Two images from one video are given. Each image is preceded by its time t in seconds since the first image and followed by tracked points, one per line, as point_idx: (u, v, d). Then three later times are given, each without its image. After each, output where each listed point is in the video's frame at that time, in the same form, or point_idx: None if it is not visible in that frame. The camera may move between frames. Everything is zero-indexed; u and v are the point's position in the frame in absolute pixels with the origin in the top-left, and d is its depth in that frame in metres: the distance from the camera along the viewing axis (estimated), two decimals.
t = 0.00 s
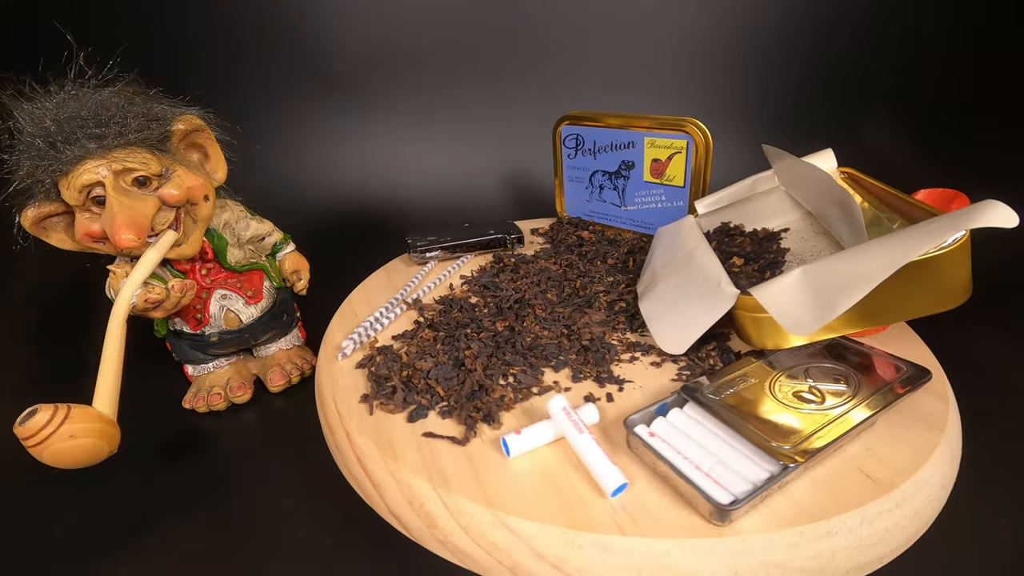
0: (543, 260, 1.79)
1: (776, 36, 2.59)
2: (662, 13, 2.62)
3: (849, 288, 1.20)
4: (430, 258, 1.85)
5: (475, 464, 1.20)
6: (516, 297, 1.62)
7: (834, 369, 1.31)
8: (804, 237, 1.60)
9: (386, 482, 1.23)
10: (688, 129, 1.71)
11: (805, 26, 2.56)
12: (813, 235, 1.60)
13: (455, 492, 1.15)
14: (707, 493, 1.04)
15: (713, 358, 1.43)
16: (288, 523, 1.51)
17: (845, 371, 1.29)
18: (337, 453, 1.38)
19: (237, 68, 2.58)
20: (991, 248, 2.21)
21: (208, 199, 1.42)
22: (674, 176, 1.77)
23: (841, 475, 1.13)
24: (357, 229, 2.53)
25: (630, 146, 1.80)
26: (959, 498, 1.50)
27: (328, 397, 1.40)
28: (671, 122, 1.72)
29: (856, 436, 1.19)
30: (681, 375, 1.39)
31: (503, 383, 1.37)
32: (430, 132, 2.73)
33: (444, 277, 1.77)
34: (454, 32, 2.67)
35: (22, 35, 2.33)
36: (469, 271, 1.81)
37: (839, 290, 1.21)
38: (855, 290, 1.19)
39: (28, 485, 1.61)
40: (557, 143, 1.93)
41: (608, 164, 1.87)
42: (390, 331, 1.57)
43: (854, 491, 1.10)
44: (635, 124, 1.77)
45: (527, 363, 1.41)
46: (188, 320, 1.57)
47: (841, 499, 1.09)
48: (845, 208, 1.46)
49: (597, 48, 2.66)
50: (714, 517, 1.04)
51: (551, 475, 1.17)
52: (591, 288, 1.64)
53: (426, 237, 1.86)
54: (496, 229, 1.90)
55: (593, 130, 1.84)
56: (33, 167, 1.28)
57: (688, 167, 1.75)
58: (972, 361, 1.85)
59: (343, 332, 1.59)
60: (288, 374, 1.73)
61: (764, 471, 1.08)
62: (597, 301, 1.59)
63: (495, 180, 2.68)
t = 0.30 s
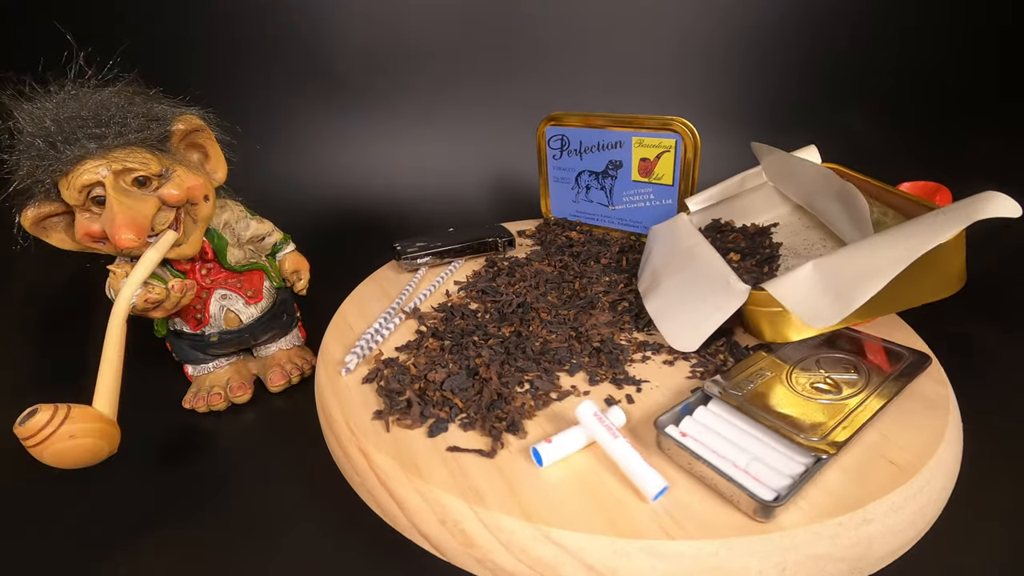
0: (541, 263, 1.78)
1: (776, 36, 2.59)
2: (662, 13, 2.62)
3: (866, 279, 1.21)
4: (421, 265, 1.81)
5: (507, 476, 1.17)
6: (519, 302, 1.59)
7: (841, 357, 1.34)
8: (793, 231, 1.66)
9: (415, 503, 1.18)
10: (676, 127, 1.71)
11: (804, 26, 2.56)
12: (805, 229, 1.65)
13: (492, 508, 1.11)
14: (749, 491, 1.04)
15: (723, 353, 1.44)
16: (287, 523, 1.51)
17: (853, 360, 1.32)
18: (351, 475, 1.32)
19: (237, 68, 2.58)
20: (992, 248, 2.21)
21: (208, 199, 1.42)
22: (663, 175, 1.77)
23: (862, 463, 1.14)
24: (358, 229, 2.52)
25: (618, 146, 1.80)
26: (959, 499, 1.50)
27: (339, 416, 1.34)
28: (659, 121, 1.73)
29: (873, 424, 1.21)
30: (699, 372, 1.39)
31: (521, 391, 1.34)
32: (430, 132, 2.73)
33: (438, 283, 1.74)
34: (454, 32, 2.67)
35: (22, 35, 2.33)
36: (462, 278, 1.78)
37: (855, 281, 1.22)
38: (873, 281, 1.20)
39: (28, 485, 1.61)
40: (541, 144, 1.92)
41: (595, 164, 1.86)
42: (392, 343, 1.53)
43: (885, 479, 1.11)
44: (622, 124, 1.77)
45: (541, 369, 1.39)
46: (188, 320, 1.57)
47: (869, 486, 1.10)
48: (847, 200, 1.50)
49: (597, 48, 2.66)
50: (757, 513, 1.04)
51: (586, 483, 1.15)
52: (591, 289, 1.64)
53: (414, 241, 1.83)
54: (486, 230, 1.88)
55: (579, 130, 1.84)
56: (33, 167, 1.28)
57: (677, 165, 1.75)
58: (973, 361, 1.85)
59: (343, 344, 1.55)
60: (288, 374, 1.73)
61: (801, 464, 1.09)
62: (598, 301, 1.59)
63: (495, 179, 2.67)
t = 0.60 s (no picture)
0: (536, 265, 1.77)
1: (776, 36, 2.59)
2: (662, 13, 2.62)
3: (882, 269, 1.23)
4: (412, 272, 1.78)
5: (543, 486, 1.14)
6: (523, 308, 1.58)
7: (847, 347, 1.34)
8: (783, 226, 1.68)
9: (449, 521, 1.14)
10: (664, 126, 1.71)
11: (805, 25, 2.55)
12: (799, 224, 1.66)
13: (533, 522, 1.08)
14: (789, 485, 1.04)
15: (731, 350, 1.43)
16: (286, 524, 1.51)
17: (860, 350, 1.33)
18: (371, 496, 1.27)
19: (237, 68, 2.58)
20: (992, 248, 2.20)
21: (208, 199, 1.42)
22: (652, 173, 1.77)
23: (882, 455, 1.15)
24: (358, 229, 2.52)
25: (605, 146, 1.79)
26: (959, 500, 1.50)
27: (354, 434, 1.30)
28: (646, 120, 1.72)
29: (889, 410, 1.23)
30: (710, 369, 1.39)
31: (541, 397, 1.32)
32: (430, 132, 2.73)
33: (433, 290, 1.71)
34: (454, 32, 2.67)
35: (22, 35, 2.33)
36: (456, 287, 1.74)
37: (871, 271, 1.24)
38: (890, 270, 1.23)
39: (28, 485, 1.61)
40: (526, 146, 1.92)
41: (582, 164, 1.86)
42: (397, 355, 1.49)
43: (907, 466, 1.13)
44: (608, 123, 1.77)
45: (557, 373, 1.37)
46: (188, 320, 1.57)
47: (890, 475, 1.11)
48: (840, 189, 1.49)
49: (597, 47, 2.66)
50: (800, 506, 1.04)
51: (623, 488, 1.13)
52: (591, 290, 1.63)
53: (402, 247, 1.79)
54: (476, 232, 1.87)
55: (564, 131, 1.83)
56: (33, 167, 1.28)
57: (665, 163, 1.74)
58: (974, 362, 1.85)
59: (345, 358, 1.51)
60: (288, 374, 1.73)
61: (833, 455, 1.09)
62: (599, 302, 1.59)
63: (494, 179, 2.67)
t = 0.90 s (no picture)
0: (534, 267, 1.75)
1: (776, 36, 2.58)
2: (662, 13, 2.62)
3: (888, 259, 1.23)
4: (405, 280, 1.73)
5: (581, 494, 1.13)
6: (527, 313, 1.55)
7: (851, 336, 1.35)
8: (771, 220, 1.69)
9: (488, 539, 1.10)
10: (652, 126, 1.71)
11: (805, 25, 2.55)
12: (788, 219, 1.67)
13: (578, 532, 1.07)
14: (827, 478, 1.05)
15: (739, 347, 1.43)
16: (285, 525, 1.51)
17: (866, 339, 1.34)
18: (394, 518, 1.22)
19: (237, 68, 2.58)
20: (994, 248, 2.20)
21: (208, 199, 1.42)
22: (640, 173, 1.77)
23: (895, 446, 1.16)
24: (359, 230, 2.52)
25: (593, 146, 1.79)
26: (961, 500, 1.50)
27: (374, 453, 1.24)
28: (634, 121, 1.72)
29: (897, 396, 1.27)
30: (721, 364, 1.40)
31: (561, 403, 1.30)
32: (430, 132, 2.73)
33: (430, 297, 1.67)
34: (453, 32, 2.67)
35: (22, 35, 2.33)
36: (454, 296, 1.69)
37: (879, 262, 1.24)
38: (897, 260, 1.23)
39: (28, 485, 1.61)
40: (511, 148, 1.89)
41: (569, 165, 1.84)
42: (404, 368, 1.45)
43: (922, 450, 1.15)
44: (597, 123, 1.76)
45: (574, 377, 1.35)
46: (188, 320, 1.57)
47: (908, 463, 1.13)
48: (837, 182, 1.48)
49: (597, 47, 2.66)
50: (835, 497, 1.06)
51: (660, 492, 1.13)
52: (591, 291, 1.63)
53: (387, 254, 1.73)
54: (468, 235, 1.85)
55: (552, 132, 1.82)
56: (33, 167, 1.28)
57: (654, 163, 1.75)
58: (975, 362, 1.84)
59: (348, 373, 1.45)
60: (288, 374, 1.73)
61: (860, 444, 1.10)
62: (598, 302, 1.58)
63: (494, 179, 2.67)
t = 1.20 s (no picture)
0: (531, 270, 1.74)
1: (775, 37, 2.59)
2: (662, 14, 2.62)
3: (892, 250, 1.24)
4: (400, 288, 1.70)
5: (621, 500, 1.11)
6: (531, 317, 1.53)
7: (849, 325, 1.38)
8: (759, 215, 1.72)
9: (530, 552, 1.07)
10: (641, 126, 1.71)
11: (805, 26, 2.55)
12: (778, 214, 1.70)
13: (624, 538, 1.05)
14: (859, 468, 1.05)
15: (743, 342, 1.45)
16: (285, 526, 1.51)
17: (868, 327, 1.37)
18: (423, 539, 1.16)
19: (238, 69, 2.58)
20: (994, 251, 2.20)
21: (208, 199, 1.42)
22: (629, 172, 1.77)
23: (909, 433, 1.19)
24: (358, 230, 2.53)
25: (581, 147, 1.77)
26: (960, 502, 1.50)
27: (398, 471, 1.19)
28: (622, 120, 1.71)
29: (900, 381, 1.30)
30: (731, 359, 1.42)
31: (581, 408, 1.28)
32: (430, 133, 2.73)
33: (428, 305, 1.64)
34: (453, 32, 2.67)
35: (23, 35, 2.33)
36: (455, 304, 1.66)
37: (884, 253, 1.25)
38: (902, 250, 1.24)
39: (27, 485, 1.61)
40: (496, 149, 1.86)
41: (556, 166, 1.83)
42: (414, 380, 1.41)
43: (936, 434, 1.19)
44: (584, 124, 1.74)
45: (591, 381, 1.34)
46: (188, 320, 1.57)
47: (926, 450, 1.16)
48: (832, 176, 1.48)
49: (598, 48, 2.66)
50: (868, 485, 1.07)
51: (694, 492, 1.12)
52: (592, 292, 1.62)
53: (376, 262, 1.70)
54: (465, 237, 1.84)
55: (537, 133, 1.79)
56: (33, 167, 1.28)
57: (642, 162, 1.75)
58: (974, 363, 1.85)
59: (352, 388, 1.40)
60: (288, 375, 1.72)
61: (881, 432, 1.12)
62: (597, 303, 1.58)
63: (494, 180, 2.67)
